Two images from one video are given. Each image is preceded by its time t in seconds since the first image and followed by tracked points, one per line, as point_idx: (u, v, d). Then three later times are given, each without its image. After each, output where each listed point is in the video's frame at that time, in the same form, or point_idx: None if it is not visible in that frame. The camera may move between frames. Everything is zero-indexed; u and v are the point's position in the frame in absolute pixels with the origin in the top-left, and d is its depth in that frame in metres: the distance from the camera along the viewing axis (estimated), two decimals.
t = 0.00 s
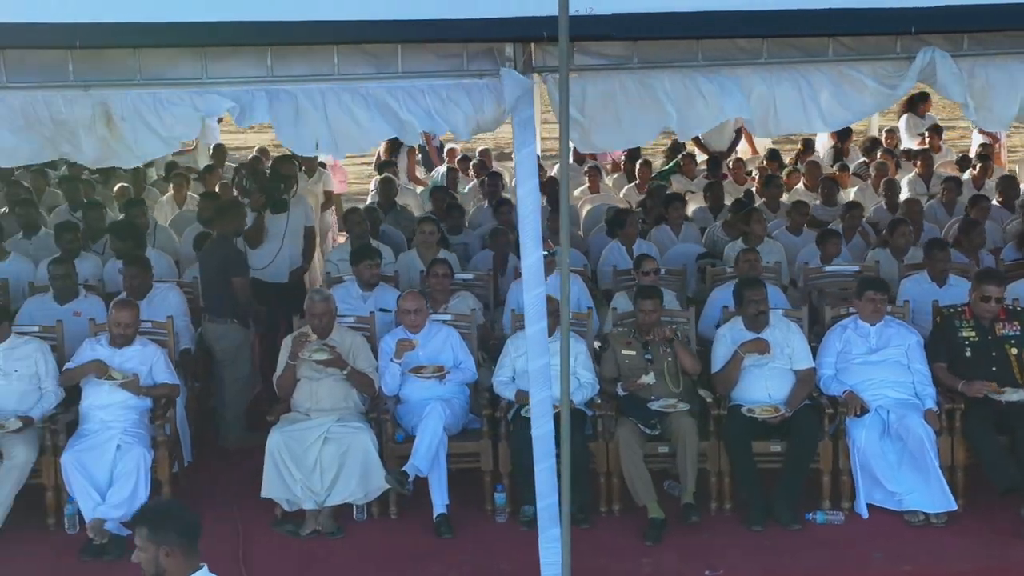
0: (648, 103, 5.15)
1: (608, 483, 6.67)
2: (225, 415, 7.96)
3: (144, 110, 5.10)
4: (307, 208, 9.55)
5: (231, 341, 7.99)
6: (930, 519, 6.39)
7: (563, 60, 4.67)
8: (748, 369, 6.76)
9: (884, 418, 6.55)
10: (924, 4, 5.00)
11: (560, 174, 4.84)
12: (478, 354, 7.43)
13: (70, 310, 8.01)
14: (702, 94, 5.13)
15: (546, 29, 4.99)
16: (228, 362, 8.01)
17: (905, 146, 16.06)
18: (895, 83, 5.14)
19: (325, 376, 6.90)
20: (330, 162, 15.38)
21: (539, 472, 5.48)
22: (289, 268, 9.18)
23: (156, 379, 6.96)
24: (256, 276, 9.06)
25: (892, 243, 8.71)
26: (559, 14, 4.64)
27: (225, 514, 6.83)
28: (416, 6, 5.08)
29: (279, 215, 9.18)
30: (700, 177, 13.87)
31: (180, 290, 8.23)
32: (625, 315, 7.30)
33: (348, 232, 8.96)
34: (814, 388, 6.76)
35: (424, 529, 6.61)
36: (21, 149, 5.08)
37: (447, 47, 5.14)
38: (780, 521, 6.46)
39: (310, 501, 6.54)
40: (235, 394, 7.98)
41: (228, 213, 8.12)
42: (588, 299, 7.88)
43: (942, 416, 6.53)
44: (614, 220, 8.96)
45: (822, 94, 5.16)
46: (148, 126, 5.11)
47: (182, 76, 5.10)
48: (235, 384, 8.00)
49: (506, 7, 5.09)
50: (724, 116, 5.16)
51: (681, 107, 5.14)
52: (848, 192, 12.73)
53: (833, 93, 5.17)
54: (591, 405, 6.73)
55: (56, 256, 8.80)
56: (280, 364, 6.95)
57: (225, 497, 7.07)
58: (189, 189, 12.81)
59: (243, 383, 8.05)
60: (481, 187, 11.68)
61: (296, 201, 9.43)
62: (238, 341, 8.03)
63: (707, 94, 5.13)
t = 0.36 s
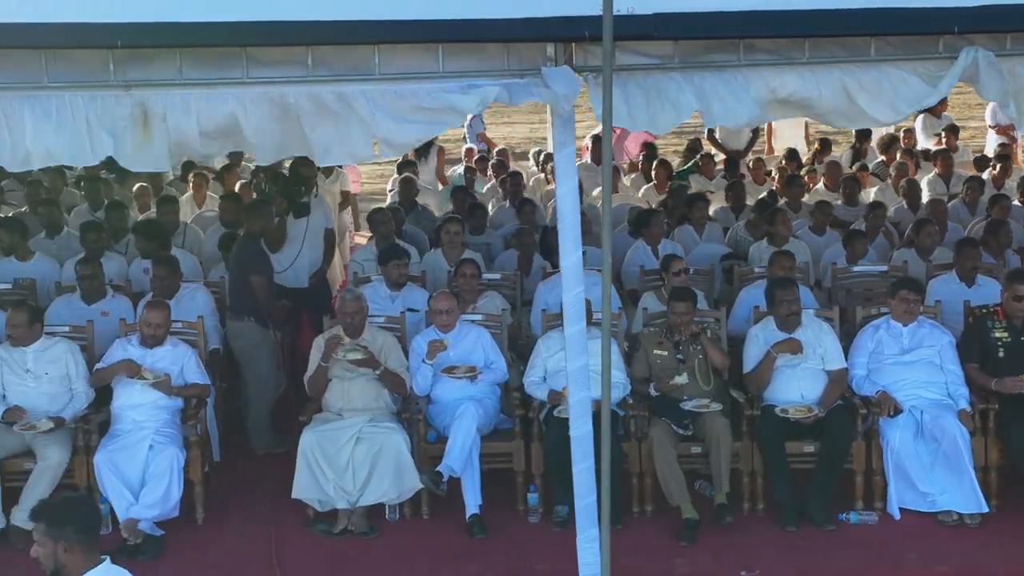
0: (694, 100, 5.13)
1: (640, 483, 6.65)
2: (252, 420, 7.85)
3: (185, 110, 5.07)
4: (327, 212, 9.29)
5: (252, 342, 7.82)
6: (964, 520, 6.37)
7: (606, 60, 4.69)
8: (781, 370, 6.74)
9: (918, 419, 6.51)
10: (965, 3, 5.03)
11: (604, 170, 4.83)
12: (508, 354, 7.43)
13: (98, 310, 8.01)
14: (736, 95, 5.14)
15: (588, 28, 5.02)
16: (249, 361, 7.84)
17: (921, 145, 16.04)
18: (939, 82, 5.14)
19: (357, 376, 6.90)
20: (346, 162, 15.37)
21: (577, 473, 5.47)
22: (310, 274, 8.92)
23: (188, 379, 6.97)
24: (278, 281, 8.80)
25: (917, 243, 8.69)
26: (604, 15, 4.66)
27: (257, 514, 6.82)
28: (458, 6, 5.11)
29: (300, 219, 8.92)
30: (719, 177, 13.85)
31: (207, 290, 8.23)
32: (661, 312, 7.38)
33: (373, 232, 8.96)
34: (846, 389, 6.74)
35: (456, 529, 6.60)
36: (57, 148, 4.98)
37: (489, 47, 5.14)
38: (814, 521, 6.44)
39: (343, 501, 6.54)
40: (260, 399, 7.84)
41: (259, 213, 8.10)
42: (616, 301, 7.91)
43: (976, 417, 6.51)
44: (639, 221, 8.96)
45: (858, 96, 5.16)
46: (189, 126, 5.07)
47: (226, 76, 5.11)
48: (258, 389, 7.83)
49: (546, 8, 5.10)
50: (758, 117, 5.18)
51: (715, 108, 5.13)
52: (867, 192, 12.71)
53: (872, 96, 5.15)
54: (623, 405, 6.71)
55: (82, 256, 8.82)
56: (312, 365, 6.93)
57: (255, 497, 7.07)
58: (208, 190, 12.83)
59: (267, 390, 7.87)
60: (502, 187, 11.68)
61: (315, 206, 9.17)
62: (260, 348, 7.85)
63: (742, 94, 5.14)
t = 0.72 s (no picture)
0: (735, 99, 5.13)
1: (673, 484, 6.63)
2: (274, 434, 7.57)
3: (228, 109, 5.11)
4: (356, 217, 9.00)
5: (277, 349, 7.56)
6: (1000, 522, 6.35)
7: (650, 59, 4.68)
8: (815, 371, 6.72)
9: (953, 420, 6.50)
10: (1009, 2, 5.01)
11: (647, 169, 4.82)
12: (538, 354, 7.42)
13: (125, 311, 8.00)
14: (779, 94, 5.11)
15: (629, 28, 4.99)
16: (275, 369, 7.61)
17: (939, 145, 15.99)
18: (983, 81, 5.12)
19: (390, 376, 6.90)
20: (363, 163, 15.37)
21: (616, 474, 5.45)
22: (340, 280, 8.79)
23: (219, 380, 6.97)
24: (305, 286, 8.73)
25: (945, 244, 8.67)
26: (647, 15, 4.64)
27: (290, 515, 6.82)
28: (498, 5, 5.09)
29: (327, 226, 8.76)
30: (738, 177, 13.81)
31: (234, 291, 8.22)
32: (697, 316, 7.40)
33: (399, 232, 8.95)
34: (880, 390, 6.72)
35: (489, 530, 6.59)
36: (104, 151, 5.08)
37: (529, 48, 5.13)
38: (849, 523, 6.42)
39: (376, 502, 6.53)
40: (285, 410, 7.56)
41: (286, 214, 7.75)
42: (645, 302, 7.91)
43: (1012, 418, 6.50)
44: (664, 221, 8.95)
45: (898, 99, 5.17)
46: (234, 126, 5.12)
47: (267, 77, 5.14)
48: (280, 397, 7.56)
49: (586, 7, 5.06)
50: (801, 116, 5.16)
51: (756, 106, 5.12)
52: (888, 193, 12.67)
53: (915, 96, 5.16)
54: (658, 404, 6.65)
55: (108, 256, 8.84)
56: (344, 365, 6.93)
57: (287, 498, 7.07)
58: (229, 191, 12.85)
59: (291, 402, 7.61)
60: (522, 188, 11.67)
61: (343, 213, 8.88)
62: (284, 359, 7.56)
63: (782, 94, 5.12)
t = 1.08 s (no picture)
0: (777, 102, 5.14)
1: (709, 484, 6.62)
2: (300, 443, 7.44)
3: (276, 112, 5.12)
4: (393, 217, 8.83)
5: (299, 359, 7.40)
6: None
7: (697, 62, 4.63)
8: (850, 371, 6.71)
9: (991, 421, 6.48)
10: None
11: (694, 168, 4.80)
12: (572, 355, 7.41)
13: (155, 311, 7.98)
14: (815, 97, 5.16)
15: (674, 31, 4.96)
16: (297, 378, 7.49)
17: (958, 145, 15.96)
18: None
19: (423, 377, 6.89)
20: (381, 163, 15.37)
21: (658, 475, 5.44)
22: (370, 284, 8.70)
23: (252, 380, 6.97)
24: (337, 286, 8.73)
25: (973, 244, 8.66)
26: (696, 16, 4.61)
27: (325, 515, 6.81)
28: (541, 6, 5.07)
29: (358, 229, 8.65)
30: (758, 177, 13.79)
31: (264, 290, 8.21)
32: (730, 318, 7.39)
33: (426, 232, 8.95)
34: (916, 391, 6.71)
35: (526, 531, 6.58)
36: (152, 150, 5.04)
37: (571, 49, 5.09)
38: (886, 524, 6.41)
39: (411, 502, 6.53)
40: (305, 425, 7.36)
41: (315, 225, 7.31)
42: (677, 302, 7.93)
43: None
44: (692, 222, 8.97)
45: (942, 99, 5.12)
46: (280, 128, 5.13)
47: (311, 81, 5.08)
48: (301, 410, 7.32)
49: (630, 9, 5.03)
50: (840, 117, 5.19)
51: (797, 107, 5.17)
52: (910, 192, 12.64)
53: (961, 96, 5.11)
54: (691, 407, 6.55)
55: (135, 257, 8.84)
56: (378, 366, 6.94)
57: (320, 498, 7.06)
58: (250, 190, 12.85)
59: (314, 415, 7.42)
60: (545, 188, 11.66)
61: (376, 214, 8.73)
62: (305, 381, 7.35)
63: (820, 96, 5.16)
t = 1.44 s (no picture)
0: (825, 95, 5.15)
1: (746, 482, 6.63)
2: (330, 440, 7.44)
3: (320, 106, 5.17)
4: (421, 223, 8.62)
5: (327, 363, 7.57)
6: None
7: (748, 56, 4.66)
8: (887, 369, 6.71)
9: None
10: None
11: (741, 163, 4.80)
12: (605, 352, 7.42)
13: (187, 309, 7.99)
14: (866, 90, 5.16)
15: (722, 26, 4.97)
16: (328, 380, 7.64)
17: (977, 144, 15.94)
18: None
19: (459, 374, 6.91)
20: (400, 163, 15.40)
21: (700, 472, 5.44)
22: (397, 289, 8.53)
23: (288, 378, 6.99)
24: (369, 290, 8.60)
25: (1003, 242, 8.65)
26: (746, 12, 4.61)
27: (361, 513, 6.83)
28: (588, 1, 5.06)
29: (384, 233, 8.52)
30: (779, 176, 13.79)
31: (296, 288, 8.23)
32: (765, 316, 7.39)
33: (455, 230, 8.98)
34: (952, 388, 6.71)
35: (562, 528, 6.59)
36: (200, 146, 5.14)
37: (618, 46, 5.13)
38: (924, 521, 6.41)
39: (448, 499, 6.55)
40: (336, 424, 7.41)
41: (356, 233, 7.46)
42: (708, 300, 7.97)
43: None
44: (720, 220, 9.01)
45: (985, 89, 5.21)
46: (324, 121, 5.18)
47: (357, 75, 5.14)
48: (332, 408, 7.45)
49: (677, 4, 5.03)
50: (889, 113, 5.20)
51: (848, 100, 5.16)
52: (933, 190, 12.64)
53: (1002, 86, 5.21)
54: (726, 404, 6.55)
55: (165, 255, 8.87)
56: (413, 363, 6.95)
57: (355, 495, 7.08)
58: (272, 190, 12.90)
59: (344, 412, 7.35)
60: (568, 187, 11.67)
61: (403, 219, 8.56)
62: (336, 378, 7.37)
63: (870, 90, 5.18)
